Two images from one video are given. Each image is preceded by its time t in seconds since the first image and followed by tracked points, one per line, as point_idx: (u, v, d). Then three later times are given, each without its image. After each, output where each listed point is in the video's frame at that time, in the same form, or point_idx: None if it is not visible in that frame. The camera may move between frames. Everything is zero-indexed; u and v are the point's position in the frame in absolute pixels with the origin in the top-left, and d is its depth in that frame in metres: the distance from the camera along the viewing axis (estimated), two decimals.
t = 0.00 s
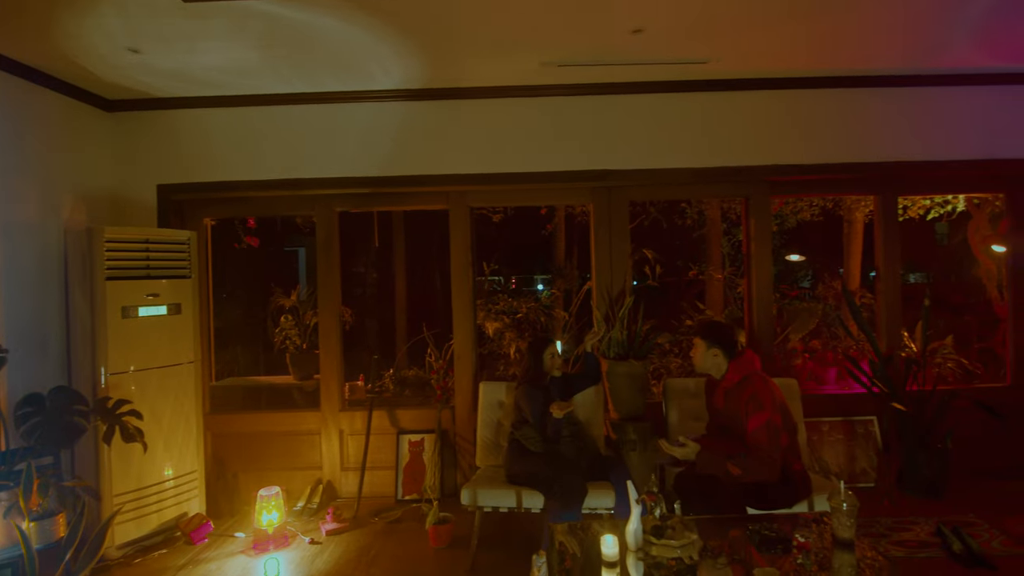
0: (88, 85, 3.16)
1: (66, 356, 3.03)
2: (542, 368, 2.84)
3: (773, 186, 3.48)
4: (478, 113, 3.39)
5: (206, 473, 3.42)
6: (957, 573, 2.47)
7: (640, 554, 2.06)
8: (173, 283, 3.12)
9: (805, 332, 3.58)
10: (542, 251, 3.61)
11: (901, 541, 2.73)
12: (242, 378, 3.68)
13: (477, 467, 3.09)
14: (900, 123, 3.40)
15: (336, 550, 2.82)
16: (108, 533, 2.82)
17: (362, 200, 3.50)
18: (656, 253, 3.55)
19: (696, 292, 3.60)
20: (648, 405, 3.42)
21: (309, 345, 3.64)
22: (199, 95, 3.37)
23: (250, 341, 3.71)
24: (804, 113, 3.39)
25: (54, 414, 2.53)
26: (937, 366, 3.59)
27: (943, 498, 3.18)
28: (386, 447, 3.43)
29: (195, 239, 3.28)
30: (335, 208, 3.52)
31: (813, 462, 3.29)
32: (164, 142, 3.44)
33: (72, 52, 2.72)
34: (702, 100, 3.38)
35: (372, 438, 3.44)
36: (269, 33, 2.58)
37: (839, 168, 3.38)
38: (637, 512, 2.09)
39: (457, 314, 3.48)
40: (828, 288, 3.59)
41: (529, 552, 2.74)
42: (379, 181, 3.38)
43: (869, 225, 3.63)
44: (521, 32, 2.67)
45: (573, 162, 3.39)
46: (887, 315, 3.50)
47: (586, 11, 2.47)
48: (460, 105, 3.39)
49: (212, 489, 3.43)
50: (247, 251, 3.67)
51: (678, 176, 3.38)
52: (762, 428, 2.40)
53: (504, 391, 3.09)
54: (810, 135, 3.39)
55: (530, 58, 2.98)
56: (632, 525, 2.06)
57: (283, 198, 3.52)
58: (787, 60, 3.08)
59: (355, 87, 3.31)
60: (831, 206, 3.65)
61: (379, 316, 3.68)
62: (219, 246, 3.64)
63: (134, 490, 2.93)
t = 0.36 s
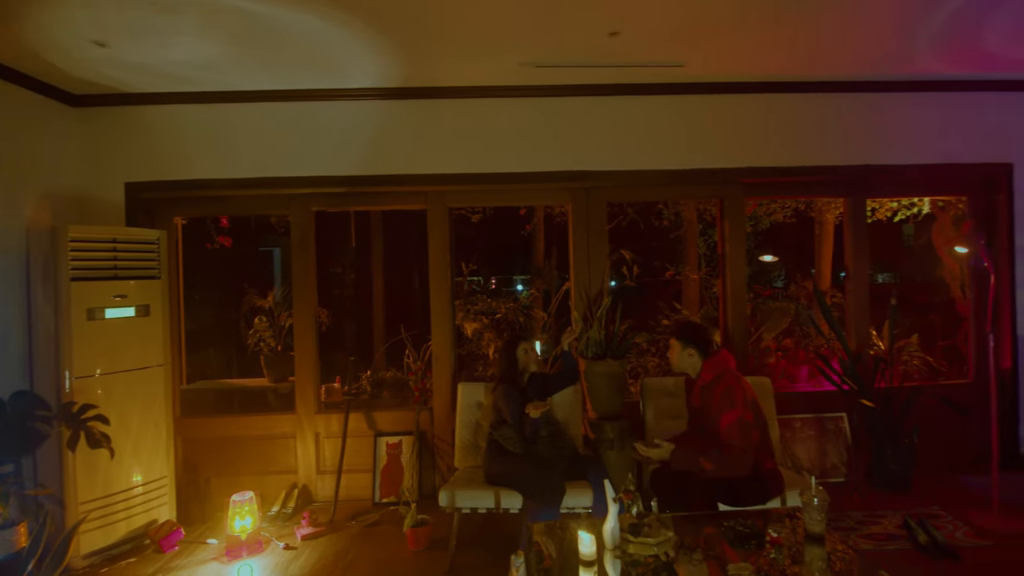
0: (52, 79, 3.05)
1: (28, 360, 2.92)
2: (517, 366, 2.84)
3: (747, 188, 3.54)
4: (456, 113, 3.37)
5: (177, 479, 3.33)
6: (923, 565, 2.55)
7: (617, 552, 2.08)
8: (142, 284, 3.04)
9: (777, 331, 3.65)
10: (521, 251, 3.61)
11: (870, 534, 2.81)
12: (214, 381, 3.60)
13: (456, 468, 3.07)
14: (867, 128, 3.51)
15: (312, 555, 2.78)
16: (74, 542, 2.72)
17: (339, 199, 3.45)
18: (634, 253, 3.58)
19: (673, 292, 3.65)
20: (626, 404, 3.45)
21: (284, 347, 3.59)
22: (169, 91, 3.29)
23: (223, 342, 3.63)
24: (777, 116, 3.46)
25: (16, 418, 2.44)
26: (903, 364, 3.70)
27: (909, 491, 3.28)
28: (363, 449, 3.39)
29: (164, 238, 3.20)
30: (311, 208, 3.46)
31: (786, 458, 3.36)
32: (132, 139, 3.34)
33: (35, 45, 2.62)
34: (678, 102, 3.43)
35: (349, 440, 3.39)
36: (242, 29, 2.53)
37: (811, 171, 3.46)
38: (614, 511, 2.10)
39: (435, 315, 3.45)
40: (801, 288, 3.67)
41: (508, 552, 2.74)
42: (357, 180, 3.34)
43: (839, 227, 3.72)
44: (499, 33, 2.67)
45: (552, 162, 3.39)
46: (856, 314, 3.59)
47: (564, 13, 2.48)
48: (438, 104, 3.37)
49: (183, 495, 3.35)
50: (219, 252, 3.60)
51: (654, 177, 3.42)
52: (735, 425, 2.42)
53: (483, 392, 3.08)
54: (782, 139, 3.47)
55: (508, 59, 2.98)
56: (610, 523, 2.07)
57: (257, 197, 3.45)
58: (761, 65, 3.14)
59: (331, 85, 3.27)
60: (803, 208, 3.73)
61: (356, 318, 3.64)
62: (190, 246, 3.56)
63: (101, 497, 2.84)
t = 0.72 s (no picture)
0: (12, 73, 2.93)
1: None
2: (492, 368, 2.85)
3: (722, 190, 3.60)
4: (434, 112, 3.35)
5: (145, 485, 3.24)
6: (891, 557, 2.62)
7: (595, 551, 2.10)
8: (108, 285, 2.95)
9: (751, 330, 3.71)
10: (499, 252, 3.62)
11: (840, 528, 2.88)
12: (184, 385, 3.54)
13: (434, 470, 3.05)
14: (836, 132, 3.60)
15: (286, 561, 2.73)
16: (37, 553, 2.62)
17: (315, 199, 3.40)
18: (611, 254, 3.61)
19: (650, 292, 3.70)
20: (603, 404, 3.47)
21: (257, 349, 3.52)
22: (137, 86, 3.19)
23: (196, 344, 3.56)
24: (751, 120, 3.53)
25: None
26: (873, 362, 3.80)
27: (878, 485, 3.38)
28: (340, 452, 3.34)
29: (132, 237, 3.11)
30: (285, 207, 3.40)
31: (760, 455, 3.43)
32: (97, 135, 3.24)
33: None
34: (654, 105, 3.47)
35: (324, 443, 3.34)
36: (214, 24, 2.48)
37: (783, 173, 3.53)
38: (591, 509, 2.11)
39: (412, 316, 3.42)
40: (774, 287, 3.75)
41: (486, 553, 2.73)
42: (333, 179, 3.29)
43: (810, 228, 3.81)
44: (477, 33, 2.66)
45: (530, 163, 3.40)
46: (827, 314, 3.68)
47: (542, 14, 2.49)
48: (416, 103, 3.35)
49: (151, 502, 3.26)
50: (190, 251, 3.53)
51: (631, 178, 3.45)
52: (711, 421, 2.48)
53: (461, 393, 3.07)
54: (756, 141, 3.53)
55: (486, 59, 2.97)
56: (587, 521, 2.09)
57: (229, 196, 3.38)
58: (735, 69, 3.20)
59: (306, 82, 3.22)
60: (775, 210, 3.81)
61: (334, 319, 3.63)
62: (158, 245, 3.47)
63: (66, 505, 2.74)
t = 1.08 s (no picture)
0: None
1: None
2: (473, 369, 2.81)
3: (696, 191, 3.66)
4: (411, 111, 3.33)
5: (112, 492, 3.14)
6: (859, 549, 2.70)
7: (573, 550, 2.09)
8: (72, 286, 2.84)
9: (725, 330, 3.77)
10: (478, 253, 3.63)
11: (811, 522, 2.96)
12: (153, 389, 3.45)
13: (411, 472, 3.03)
14: (807, 135, 3.69)
15: (259, 567, 2.67)
16: None
17: (289, 198, 3.33)
18: (589, 254, 3.64)
19: (627, 292, 3.74)
20: (581, 403, 3.49)
21: (229, 351, 3.45)
22: (103, 81, 3.09)
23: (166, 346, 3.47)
24: (726, 123, 3.60)
25: None
26: (841, 359, 3.91)
27: (847, 480, 3.47)
28: (315, 456, 3.29)
29: (98, 237, 3.00)
30: (259, 206, 3.33)
31: (734, 452, 3.49)
32: (60, 131, 3.13)
33: None
34: (632, 107, 3.51)
35: (299, 447, 3.28)
36: (184, 18, 2.41)
37: (755, 176, 3.60)
38: (569, 509, 2.10)
39: (390, 318, 3.38)
40: (748, 287, 3.82)
41: (464, 555, 2.71)
42: (308, 178, 3.24)
43: (782, 229, 3.89)
44: (455, 33, 2.65)
45: (509, 163, 3.40)
46: (798, 314, 3.77)
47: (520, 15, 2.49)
48: (395, 102, 3.32)
49: (118, 509, 3.15)
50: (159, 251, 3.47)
51: (609, 179, 3.48)
52: (680, 418, 2.49)
53: (438, 395, 3.05)
54: (729, 144, 3.60)
55: (464, 58, 2.96)
56: (565, 522, 2.06)
57: (200, 194, 3.30)
58: (711, 72, 3.25)
59: (280, 79, 3.16)
60: (749, 212, 3.88)
61: (309, 320, 3.62)
62: (125, 245, 3.37)
63: (26, 515, 2.63)
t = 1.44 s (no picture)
0: None
1: None
2: (450, 360, 2.73)
3: (672, 193, 3.71)
4: (388, 110, 3.30)
5: (77, 500, 3.04)
6: (828, 542, 2.77)
7: (550, 549, 2.09)
8: (34, 287, 2.74)
9: (700, 329, 3.83)
10: (457, 252, 3.59)
11: (783, 517, 3.02)
12: (122, 392, 3.40)
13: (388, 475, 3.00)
14: (779, 139, 3.77)
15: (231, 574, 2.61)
16: None
17: (263, 197, 3.27)
18: (567, 255, 3.65)
19: (605, 292, 3.76)
20: (559, 403, 3.50)
21: (201, 354, 3.37)
22: (66, 75, 2.99)
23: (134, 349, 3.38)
24: (701, 126, 3.65)
25: None
26: (812, 358, 4.00)
27: (817, 475, 3.55)
28: (289, 460, 3.23)
29: (62, 237, 2.91)
30: (231, 205, 3.25)
31: (709, 449, 3.55)
32: (20, 126, 3.01)
33: None
34: (609, 108, 3.54)
35: (273, 451, 3.22)
36: (153, 13, 2.35)
37: (729, 178, 3.67)
38: (547, 509, 2.10)
39: (367, 319, 3.34)
40: (723, 288, 3.88)
41: (442, 558, 2.69)
42: (283, 177, 3.18)
43: (755, 230, 3.96)
44: (432, 32, 2.64)
45: (487, 163, 3.40)
46: (770, 313, 3.85)
47: (497, 15, 2.49)
48: (371, 101, 3.29)
49: (83, 518, 3.05)
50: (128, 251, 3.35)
51: (586, 180, 3.50)
52: (659, 419, 2.51)
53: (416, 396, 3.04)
54: (704, 146, 3.66)
55: (441, 58, 2.95)
56: (543, 521, 2.06)
57: (170, 193, 3.21)
58: (686, 76, 3.29)
59: (253, 76, 3.10)
60: (724, 213, 3.95)
61: (283, 320, 3.53)
62: (91, 244, 3.26)
63: None
